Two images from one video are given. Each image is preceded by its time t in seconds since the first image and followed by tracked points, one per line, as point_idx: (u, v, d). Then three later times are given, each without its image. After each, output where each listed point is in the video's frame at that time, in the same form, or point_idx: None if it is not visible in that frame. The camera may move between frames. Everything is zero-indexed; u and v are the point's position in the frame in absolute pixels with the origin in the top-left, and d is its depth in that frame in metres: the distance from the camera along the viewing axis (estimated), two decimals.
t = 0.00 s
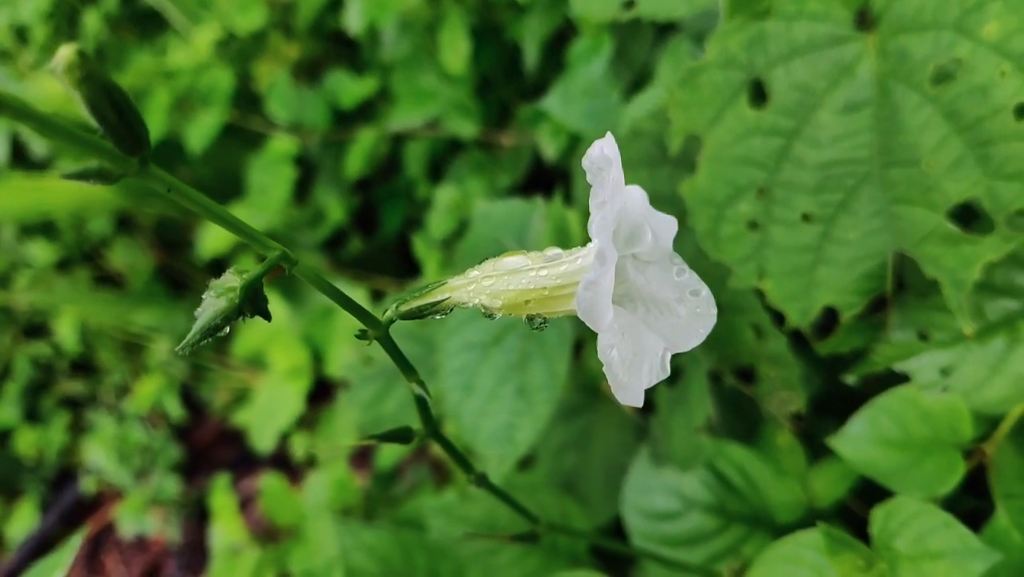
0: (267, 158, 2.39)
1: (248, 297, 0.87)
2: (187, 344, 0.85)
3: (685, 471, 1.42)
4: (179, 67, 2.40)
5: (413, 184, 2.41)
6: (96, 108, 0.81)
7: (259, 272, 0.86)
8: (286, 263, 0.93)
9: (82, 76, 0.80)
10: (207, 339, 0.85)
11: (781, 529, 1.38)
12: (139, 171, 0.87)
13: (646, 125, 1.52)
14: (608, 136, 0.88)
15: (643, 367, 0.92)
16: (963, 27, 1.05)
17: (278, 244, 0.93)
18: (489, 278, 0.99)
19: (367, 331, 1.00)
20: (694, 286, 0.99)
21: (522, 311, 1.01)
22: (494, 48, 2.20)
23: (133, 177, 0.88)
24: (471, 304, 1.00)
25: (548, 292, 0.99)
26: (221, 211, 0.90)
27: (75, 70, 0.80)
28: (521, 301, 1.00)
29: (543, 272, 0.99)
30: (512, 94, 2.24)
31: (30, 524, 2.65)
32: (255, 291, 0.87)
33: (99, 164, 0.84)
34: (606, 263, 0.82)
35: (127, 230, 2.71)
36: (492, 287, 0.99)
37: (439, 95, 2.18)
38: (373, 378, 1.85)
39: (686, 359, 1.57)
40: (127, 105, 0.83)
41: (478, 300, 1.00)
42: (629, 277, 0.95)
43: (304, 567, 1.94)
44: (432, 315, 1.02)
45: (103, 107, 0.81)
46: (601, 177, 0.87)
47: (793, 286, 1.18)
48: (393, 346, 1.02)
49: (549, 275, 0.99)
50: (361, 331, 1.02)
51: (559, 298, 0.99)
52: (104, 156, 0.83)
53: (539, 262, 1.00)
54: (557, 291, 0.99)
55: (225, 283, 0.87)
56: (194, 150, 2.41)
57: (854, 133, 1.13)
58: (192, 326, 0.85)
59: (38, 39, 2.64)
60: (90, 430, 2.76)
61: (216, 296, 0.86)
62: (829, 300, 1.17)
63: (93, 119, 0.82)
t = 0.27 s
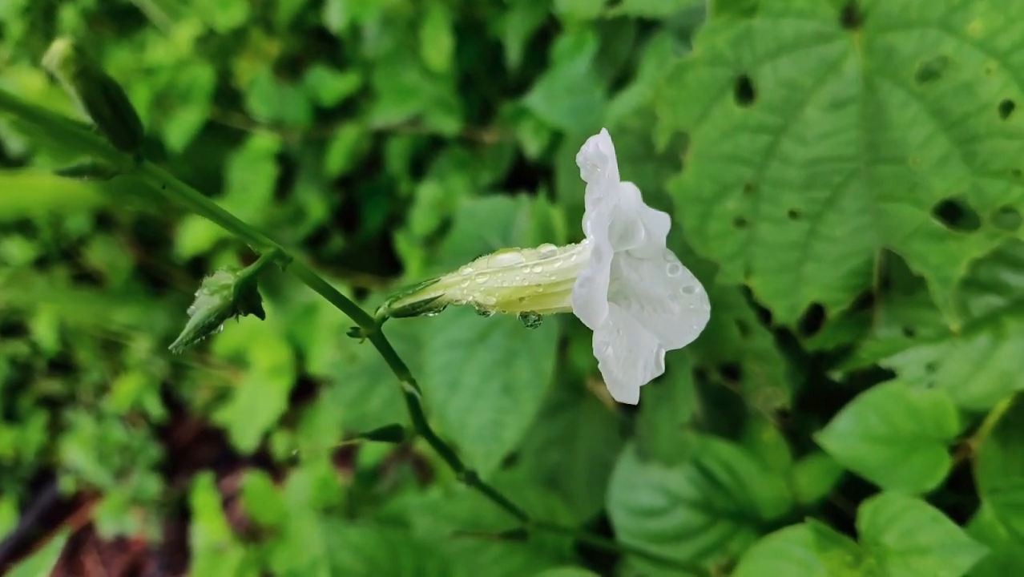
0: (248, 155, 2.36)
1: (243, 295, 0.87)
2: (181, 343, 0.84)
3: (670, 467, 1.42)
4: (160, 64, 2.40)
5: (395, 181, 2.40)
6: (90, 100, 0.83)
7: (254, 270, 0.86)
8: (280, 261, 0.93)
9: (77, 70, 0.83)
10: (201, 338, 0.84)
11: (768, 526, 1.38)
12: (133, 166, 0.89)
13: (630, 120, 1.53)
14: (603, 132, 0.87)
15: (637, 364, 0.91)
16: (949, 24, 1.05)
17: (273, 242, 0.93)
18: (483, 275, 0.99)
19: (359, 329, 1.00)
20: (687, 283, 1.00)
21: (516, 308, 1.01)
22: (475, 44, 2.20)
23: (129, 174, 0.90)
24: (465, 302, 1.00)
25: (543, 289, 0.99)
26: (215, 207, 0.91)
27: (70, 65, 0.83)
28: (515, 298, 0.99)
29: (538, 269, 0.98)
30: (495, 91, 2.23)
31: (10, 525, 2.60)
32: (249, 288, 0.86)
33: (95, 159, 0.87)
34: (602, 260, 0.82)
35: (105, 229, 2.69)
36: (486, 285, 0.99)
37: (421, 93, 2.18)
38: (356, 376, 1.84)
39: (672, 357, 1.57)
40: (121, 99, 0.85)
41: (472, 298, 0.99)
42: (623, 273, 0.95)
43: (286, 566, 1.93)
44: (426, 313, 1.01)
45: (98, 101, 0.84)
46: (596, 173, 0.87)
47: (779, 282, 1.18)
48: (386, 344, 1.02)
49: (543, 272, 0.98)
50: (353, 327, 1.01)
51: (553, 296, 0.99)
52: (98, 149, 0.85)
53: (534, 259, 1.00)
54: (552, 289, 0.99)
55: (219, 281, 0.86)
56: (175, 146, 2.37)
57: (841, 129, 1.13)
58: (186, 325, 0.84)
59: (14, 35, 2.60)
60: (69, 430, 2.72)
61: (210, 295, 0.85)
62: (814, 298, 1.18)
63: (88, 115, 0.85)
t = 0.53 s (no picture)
0: (229, 153, 2.34)
1: (237, 293, 0.85)
2: (175, 343, 0.83)
3: (656, 465, 1.42)
4: (138, 60, 2.37)
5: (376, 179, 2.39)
6: (87, 98, 0.80)
7: (247, 269, 0.84)
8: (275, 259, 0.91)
9: (75, 66, 0.80)
10: (196, 337, 0.83)
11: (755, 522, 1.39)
12: (129, 165, 0.86)
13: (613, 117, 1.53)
14: (599, 129, 0.88)
15: (633, 362, 0.90)
16: (935, 22, 1.06)
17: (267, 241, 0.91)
18: (477, 274, 0.98)
19: (352, 327, 0.99)
20: (680, 281, 0.99)
21: (510, 307, 1.00)
22: (457, 41, 2.19)
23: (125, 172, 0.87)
24: (459, 300, 0.99)
25: (537, 287, 0.98)
26: (211, 205, 0.88)
27: (67, 61, 0.79)
28: (510, 296, 0.99)
29: (532, 267, 0.98)
30: (477, 89, 2.22)
31: None
32: (244, 286, 0.85)
33: (89, 156, 0.84)
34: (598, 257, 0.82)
35: (82, 228, 2.65)
36: (480, 283, 0.98)
37: (402, 91, 2.17)
38: (340, 375, 1.82)
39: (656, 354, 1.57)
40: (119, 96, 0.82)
41: (466, 296, 0.98)
42: (618, 271, 0.93)
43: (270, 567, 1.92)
44: (418, 312, 1.00)
45: (95, 100, 0.80)
46: (591, 170, 0.88)
47: (766, 280, 1.18)
48: (378, 344, 1.01)
49: (538, 270, 0.98)
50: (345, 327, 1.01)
51: (547, 294, 0.98)
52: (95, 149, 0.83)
53: (528, 257, 0.99)
54: (546, 287, 0.98)
55: (213, 279, 0.85)
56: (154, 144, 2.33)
57: (827, 127, 1.14)
58: (179, 325, 0.83)
59: None
60: (47, 430, 2.69)
61: (204, 293, 0.84)
62: (801, 295, 1.17)
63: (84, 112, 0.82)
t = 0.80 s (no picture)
0: (209, 151, 2.31)
1: (232, 293, 0.85)
2: (170, 344, 0.82)
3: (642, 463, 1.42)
4: (116, 57, 2.33)
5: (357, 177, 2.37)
6: (85, 97, 0.79)
7: (243, 268, 0.84)
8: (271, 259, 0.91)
9: (72, 64, 0.78)
10: (190, 337, 0.82)
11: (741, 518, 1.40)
12: (125, 163, 0.85)
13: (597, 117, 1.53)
14: (595, 127, 0.87)
15: (629, 361, 0.90)
16: (920, 21, 1.06)
17: (262, 240, 0.91)
18: (471, 273, 0.98)
19: (344, 328, 1.00)
20: (674, 280, 0.97)
21: (505, 306, 1.00)
22: (438, 40, 2.18)
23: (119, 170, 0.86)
24: (453, 300, 0.99)
25: (532, 286, 0.98)
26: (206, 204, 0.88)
27: (64, 58, 0.77)
28: (505, 296, 0.99)
29: (527, 266, 0.97)
30: (458, 87, 2.21)
31: None
32: (240, 286, 0.85)
33: (85, 155, 0.83)
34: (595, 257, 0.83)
35: (60, 226, 2.63)
36: (475, 282, 0.98)
37: (383, 89, 2.16)
38: (323, 374, 1.80)
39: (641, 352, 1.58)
40: (117, 94, 0.81)
41: (461, 295, 0.98)
42: (613, 270, 0.92)
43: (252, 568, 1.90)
44: (413, 311, 1.00)
45: (93, 99, 0.79)
46: (586, 169, 0.87)
47: (753, 278, 1.18)
48: (372, 343, 1.01)
49: (533, 269, 0.97)
50: (339, 326, 1.01)
51: (542, 293, 0.97)
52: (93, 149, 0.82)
53: (523, 256, 0.99)
54: (542, 286, 0.97)
55: (208, 279, 0.84)
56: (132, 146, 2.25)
57: (813, 126, 1.14)
58: (174, 325, 0.82)
59: None
60: (24, 431, 2.64)
61: (199, 293, 0.84)
62: (788, 293, 1.18)
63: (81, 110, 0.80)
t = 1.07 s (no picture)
0: (187, 149, 2.28)
1: (227, 293, 0.85)
2: (164, 344, 0.83)
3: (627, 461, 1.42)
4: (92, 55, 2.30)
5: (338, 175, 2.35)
6: (81, 94, 0.80)
7: (238, 268, 0.84)
8: (266, 258, 0.92)
9: (69, 61, 0.78)
10: (184, 338, 0.82)
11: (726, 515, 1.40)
12: (122, 161, 0.86)
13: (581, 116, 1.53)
14: (590, 124, 0.86)
15: (625, 359, 0.90)
16: (904, 20, 1.07)
17: (257, 240, 0.91)
18: (465, 271, 0.98)
19: (337, 326, 1.00)
20: (667, 278, 0.97)
21: (499, 305, 1.00)
22: (418, 37, 2.17)
23: (116, 167, 0.87)
24: (447, 298, 0.98)
25: (527, 285, 0.98)
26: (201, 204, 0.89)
27: (61, 54, 0.78)
28: (499, 294, 0.98)
29: (522, 264, 0.97)
30: (439, 85, 2.19)
31: None
32: (234, 286, 0.85)
33: (81, 152, 0.84)
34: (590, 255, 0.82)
35: (35, 225, 2.59)
36: (469, 281, 0.97)
37: (363, 86, 2.15)
38: (305, 372, 1.78)
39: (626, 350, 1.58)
40: (114, 92, 0.82)
41: (455, 294, 0.98)
42: (607, 268, 0.92)
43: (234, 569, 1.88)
44: (407, 310, 1.00)
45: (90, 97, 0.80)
46: (581, 167, 0.86)
47: (739, 275, 1.18)
48: (364, 343, 1.01)
49: (528, 267, 0.97)
50: (331, 326, 1.01)
51: (537, 291, 0.97)
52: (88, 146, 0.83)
53: (518, 254, 0.98)
54: (536, 284, 0.97)
55: (202, 279, 0.85)
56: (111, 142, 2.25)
57: (798, 124, 1.14)
58: (168, 325, 0.83)
59: None
60: None
61: (194, 293, 0.84)
62: (774, 290, 1.18)
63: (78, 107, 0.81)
